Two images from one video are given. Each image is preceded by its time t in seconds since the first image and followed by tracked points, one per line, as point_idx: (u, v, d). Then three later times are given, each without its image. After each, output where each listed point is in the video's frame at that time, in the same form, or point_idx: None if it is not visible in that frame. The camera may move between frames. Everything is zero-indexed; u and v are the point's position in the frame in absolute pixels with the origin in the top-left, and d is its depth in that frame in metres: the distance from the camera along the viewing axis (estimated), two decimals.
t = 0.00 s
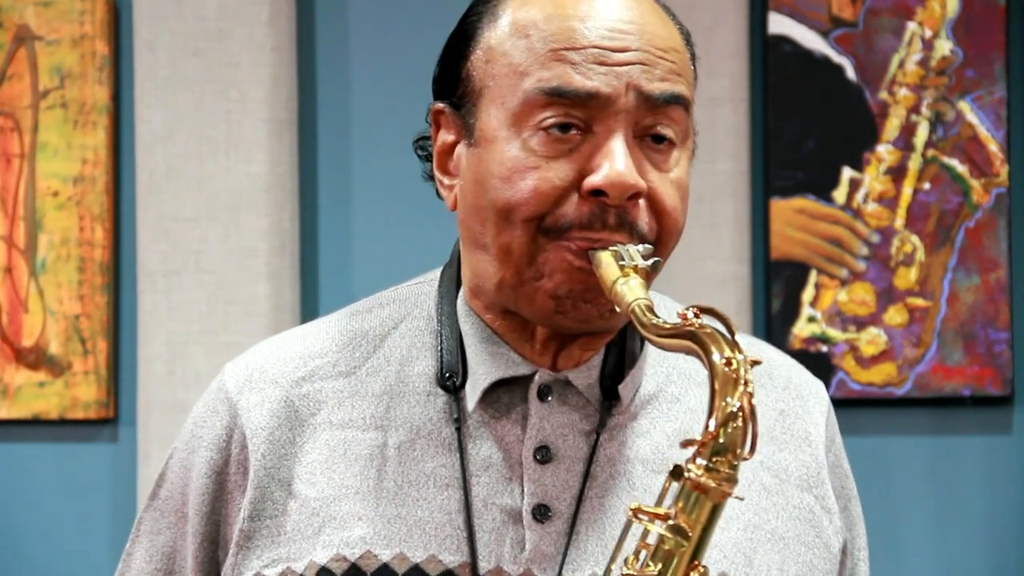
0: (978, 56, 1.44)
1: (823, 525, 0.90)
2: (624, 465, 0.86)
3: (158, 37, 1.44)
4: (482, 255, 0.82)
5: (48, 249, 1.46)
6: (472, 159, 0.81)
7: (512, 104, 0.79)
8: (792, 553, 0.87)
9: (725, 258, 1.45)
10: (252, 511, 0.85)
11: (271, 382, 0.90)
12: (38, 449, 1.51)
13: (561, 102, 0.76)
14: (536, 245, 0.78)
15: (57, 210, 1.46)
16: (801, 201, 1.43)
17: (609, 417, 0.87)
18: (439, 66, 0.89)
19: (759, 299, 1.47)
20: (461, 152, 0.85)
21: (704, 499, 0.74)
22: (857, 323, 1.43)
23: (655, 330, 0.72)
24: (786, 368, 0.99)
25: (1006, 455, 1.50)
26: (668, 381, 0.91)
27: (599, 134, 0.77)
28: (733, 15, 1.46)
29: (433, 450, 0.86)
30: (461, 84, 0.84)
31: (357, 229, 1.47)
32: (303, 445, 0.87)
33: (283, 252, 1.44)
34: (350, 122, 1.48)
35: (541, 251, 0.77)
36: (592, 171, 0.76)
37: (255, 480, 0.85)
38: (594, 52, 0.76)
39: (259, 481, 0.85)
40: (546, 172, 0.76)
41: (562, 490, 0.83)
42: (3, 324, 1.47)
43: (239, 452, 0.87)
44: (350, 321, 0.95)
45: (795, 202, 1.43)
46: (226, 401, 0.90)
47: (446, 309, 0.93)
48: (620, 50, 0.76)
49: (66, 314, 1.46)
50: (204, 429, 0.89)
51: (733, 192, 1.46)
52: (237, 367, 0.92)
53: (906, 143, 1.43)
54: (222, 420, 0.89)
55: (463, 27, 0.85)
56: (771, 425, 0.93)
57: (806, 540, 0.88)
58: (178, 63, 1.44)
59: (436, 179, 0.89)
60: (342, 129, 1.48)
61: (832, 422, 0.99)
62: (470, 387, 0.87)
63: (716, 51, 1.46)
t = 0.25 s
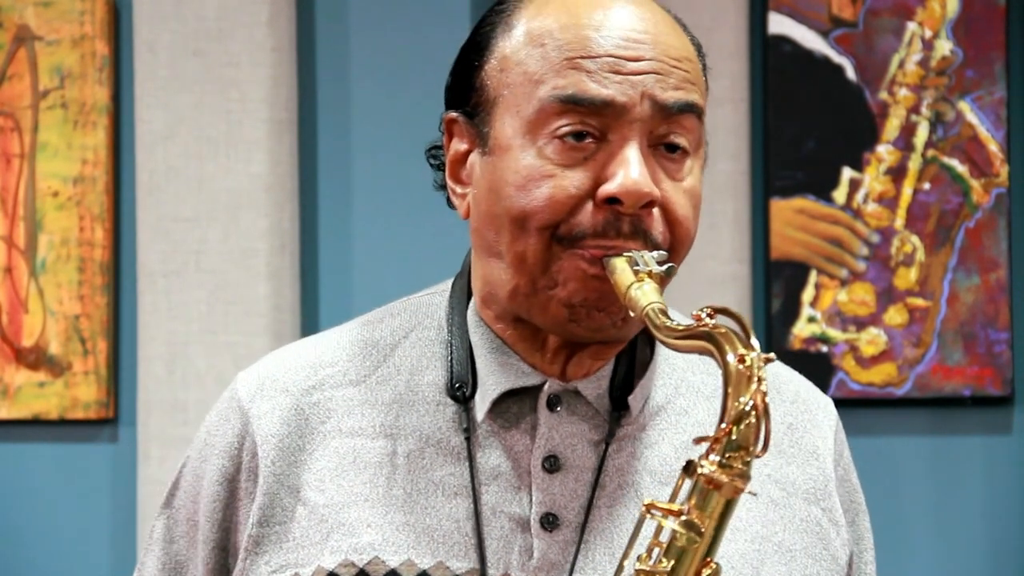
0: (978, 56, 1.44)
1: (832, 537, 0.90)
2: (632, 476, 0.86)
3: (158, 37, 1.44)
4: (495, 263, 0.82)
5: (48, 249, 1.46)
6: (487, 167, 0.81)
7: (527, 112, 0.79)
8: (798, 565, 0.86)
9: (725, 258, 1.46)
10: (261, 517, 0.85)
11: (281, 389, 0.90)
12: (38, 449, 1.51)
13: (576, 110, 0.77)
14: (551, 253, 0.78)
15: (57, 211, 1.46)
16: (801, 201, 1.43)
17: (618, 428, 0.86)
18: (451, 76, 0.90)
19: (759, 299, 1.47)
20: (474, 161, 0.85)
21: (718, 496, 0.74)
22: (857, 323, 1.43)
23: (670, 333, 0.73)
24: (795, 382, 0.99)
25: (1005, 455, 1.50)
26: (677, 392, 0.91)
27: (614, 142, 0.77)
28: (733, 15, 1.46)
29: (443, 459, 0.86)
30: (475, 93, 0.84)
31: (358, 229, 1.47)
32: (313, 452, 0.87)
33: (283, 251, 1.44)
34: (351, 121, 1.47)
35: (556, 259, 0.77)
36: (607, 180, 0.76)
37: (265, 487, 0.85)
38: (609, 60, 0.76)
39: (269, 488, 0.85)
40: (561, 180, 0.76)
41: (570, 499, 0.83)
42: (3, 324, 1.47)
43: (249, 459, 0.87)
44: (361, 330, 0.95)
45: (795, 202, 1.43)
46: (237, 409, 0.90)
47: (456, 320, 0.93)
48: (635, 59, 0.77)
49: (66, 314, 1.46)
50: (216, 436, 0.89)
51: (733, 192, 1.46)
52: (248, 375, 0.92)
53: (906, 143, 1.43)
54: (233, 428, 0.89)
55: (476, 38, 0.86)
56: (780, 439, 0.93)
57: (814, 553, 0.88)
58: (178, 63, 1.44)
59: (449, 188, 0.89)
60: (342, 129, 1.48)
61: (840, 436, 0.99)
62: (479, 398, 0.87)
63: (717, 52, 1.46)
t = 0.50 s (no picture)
0: (978, 56, 1.44)
1: (838, 536, 0.90)
2: (640, 477, 0.86)
3: (158, 37, 1.44)
4: (502, 263, 0.82)
5: (48, 249, 1.46)
6: (493, 167, 0.81)
7: (535, 112, 0.79)
8: (806, 565, 0.86)
9: (725, 258, 1.46)
10: (272, 522, 0.85)
11: (290, 395, 0.90)
12: (39, 450, 1.51)
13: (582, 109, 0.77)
14: (558, 250, 0.77)
15: (57, 211, 1.46)
16: (801, 201, 1.43)
17: (626, 430, 0.86)
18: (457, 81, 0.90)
19: (759, 298, 1.47)
20: (481, 163, 0.85)
21: (729, 481, 0.74)
22: (857, 323, 1.43)
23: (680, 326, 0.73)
24: (799, 385, 0.99)
25: (1006, 455, 1.50)
26: (682, 396, 0.91)
27: (621, 141, 0.77)
28: (733, 15, 1.46)
29: (452, 461, 0.86)
30: (482, 96, 0.84)
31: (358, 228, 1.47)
32: (322, 457, 0.87)
33: (283, 251, 1.44)
34: (350, 121, 1.47)
35: (563, 256, 0.77)
36: (614, 177, 0.76)
37: (275, 492, 0.86)
38: (615, 59, 0.76)
39: (279, 493, 0.86)
40: (567, 179, 0.76)
41: (579, 499, 0.83)
42: (4, 324, 1.47)
43: (259, 464, 0.88)
44: (369, 336, 0.95)
45: (795, 202, 1.43)
46: (246, 415, 0.90)
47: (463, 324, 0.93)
48: (641, 58, 0.77)
49: (66, 314, 1.46)
50: (226, 443, 0.89)
51: (733, 192, 1.47)
52: (256, 381, 0.92)
53: (906, 143, 1.43)
54: (242, 433, 0.89)
55: (482, 41, 0.86)
56: (785, 441, 0.93)
57: (821, 553, 0.88)
58: (178, 63, 1.44)
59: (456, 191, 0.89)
60: (342, 129, 1.48)
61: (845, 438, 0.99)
62: (486, 401, 0.86)
63: (716, 52, 1.46)
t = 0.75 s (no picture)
0: (978, 56, 1.44)
1: (835, 529, 0.90)
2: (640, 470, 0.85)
3: (158, 37, 1.45)
4: (502, 254, 0.82)
5: (48, 249, 1.46)
6: (493, 161, 0.81)
7: (534, 104, 0.79)
8: (803, 557, 0.86)
9: (725, 258, 1.46)
10: (275, 518, 0.85)
11: (292, 394, 0.91)
12: (39, 450, 1.51)
13: (582, 99, 0.77)
14: (558, 238, 0.77)
15: (57, 210, 1.46)
16: (801, 201, 1.43)
17: (627, 423, 0.86)
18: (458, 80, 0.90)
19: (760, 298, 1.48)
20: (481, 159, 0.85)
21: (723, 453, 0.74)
22: (857, 323, 1.43)
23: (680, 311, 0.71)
24: (796, 380, 0.98)
25: (1006, 455, 1.49)
26: (684, 392, 0.91)
27: (620, 131, 0.77)
28: (733, 16, 1.46)
29: (453, 455, 0.86)
30: (483, 92, 0.84)
31: (358, 228, 1.47)
32: (324, 453, 0.87)
33: (283, 251, 1.44)
34: (350, 121, 1.47)
35: (563, 244, 0.77)
36: (614, 166, 0.76)
37: (278, 488, 0.86)
38: (614, 50, 0.77)
39: (282, 489, 0.86)
40: (567, 168, 0.76)
41: (581, 490, 0.83)
42: (4, 324, 1.47)
43: (261, 462, 0.88)
44: (370, 335, 0.96)
45: (795, 202, 1.43)
46: (249, 415, 0.91)
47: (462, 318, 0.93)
48: (639, 49, 0.77)
49: (66, 314, 1.46)
50: (229, 443, 0.90)
51: (733, 192, 1.47)
52: (258, 382, 0.93)
53: (906, 143, 1.43)
54: (245, 433, 0.90)
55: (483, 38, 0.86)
56: (783, 434, 0.92)
57: (818, 545, 0.88)
58: (178, 63, 1.44)
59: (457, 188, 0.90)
60: (341, 128, 1.48)
61: (842, 432, 0.98)
62: (486, 393, 0.86)
63: (716, 52, 1.46)
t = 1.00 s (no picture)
0: (978, 56, 1.44)
1: (825, 505, 0.93)
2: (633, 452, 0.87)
3: (158, 37, 1.44)
4: (484, 237, 0.86)
5: (48, 249, 1.46)
6: (473, 145, 0.86)
7: (509, 87, 0.83)
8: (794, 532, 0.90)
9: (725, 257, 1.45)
10: (270, 505, 0.85)
11: (284, 383, 0.91)
12: (39, 449, 1.51)
13: (555, 80, 0.81)
14: (536, 217, 0.81)
15: (57, 211, 1.46)
16: (801, 201, 1.43)
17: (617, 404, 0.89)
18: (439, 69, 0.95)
19: (760, 299, 1.47)
20: (461, 146, 0.89)
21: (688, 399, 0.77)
22: (857, 323, 1.43)
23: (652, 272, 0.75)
24: (783, 366, 1.02)
25: (1006, 454, 1.50)
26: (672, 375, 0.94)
27: (593, 110, 0.82)
28: (733, 16, 1.46)
29: (447, 436, 0.87)
30: (460, 81, 0.89)
31: (358, 228, 1.47)
32: (318, 439, 0.88)
33: (283, 252, 1.44)
34: (350, 121, 1.48)
35: (542, 223, 0.81)
36: (589, 143, 0.80)
37: (273, 475, 0.86)
38: (586, 30, 0.81)
39: (277, 476, 0.86)
40: (543, 146, 0.80)
41: (573, 468, 0.84)
42: (3, 324, 1.47)
43: (255, 451, 0.88)
44: (360, 326, 0.97)
45: (795, 202, 1.43)
46: (241, 406, 0.91)
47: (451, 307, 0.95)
48: (611, 29, 0.82)
49: (66, 314, 1.46)
50: (221, 435, 0.90)
51: (733, 192, 1.46)
52: (250, 374, 0.93)
53: (906, 143, 1.43)
54: (238, 424, 0.90)
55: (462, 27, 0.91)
56: (774, 414, 0.96)
57: (808, 521, 0.92)
58: (178, 62, 1.44)
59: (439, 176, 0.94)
60: (341, 128, 1.48)
61: (828, 415, 1.02)
62: (477, 374, 0.89)
63: (717, 51, 1.46)
